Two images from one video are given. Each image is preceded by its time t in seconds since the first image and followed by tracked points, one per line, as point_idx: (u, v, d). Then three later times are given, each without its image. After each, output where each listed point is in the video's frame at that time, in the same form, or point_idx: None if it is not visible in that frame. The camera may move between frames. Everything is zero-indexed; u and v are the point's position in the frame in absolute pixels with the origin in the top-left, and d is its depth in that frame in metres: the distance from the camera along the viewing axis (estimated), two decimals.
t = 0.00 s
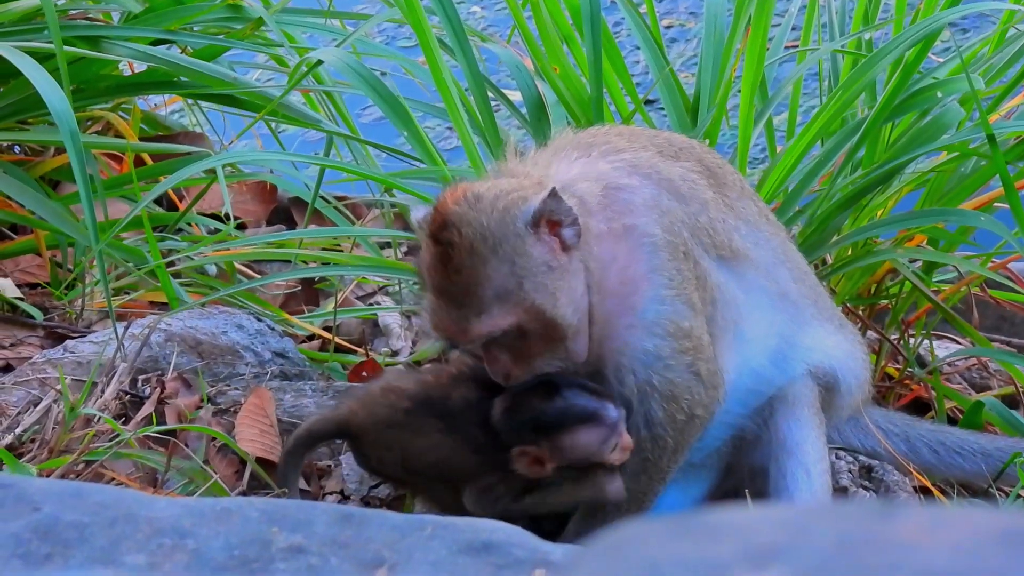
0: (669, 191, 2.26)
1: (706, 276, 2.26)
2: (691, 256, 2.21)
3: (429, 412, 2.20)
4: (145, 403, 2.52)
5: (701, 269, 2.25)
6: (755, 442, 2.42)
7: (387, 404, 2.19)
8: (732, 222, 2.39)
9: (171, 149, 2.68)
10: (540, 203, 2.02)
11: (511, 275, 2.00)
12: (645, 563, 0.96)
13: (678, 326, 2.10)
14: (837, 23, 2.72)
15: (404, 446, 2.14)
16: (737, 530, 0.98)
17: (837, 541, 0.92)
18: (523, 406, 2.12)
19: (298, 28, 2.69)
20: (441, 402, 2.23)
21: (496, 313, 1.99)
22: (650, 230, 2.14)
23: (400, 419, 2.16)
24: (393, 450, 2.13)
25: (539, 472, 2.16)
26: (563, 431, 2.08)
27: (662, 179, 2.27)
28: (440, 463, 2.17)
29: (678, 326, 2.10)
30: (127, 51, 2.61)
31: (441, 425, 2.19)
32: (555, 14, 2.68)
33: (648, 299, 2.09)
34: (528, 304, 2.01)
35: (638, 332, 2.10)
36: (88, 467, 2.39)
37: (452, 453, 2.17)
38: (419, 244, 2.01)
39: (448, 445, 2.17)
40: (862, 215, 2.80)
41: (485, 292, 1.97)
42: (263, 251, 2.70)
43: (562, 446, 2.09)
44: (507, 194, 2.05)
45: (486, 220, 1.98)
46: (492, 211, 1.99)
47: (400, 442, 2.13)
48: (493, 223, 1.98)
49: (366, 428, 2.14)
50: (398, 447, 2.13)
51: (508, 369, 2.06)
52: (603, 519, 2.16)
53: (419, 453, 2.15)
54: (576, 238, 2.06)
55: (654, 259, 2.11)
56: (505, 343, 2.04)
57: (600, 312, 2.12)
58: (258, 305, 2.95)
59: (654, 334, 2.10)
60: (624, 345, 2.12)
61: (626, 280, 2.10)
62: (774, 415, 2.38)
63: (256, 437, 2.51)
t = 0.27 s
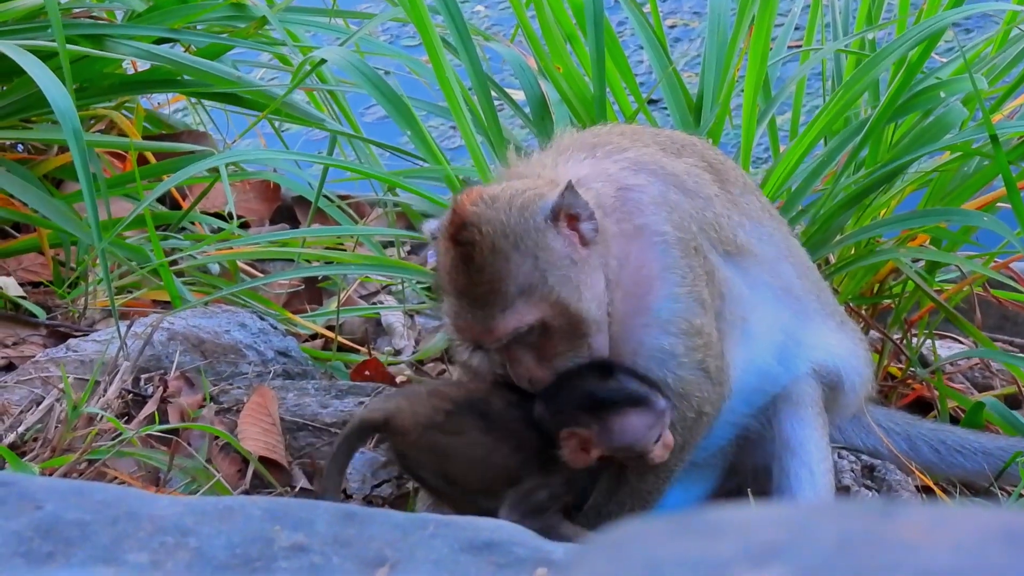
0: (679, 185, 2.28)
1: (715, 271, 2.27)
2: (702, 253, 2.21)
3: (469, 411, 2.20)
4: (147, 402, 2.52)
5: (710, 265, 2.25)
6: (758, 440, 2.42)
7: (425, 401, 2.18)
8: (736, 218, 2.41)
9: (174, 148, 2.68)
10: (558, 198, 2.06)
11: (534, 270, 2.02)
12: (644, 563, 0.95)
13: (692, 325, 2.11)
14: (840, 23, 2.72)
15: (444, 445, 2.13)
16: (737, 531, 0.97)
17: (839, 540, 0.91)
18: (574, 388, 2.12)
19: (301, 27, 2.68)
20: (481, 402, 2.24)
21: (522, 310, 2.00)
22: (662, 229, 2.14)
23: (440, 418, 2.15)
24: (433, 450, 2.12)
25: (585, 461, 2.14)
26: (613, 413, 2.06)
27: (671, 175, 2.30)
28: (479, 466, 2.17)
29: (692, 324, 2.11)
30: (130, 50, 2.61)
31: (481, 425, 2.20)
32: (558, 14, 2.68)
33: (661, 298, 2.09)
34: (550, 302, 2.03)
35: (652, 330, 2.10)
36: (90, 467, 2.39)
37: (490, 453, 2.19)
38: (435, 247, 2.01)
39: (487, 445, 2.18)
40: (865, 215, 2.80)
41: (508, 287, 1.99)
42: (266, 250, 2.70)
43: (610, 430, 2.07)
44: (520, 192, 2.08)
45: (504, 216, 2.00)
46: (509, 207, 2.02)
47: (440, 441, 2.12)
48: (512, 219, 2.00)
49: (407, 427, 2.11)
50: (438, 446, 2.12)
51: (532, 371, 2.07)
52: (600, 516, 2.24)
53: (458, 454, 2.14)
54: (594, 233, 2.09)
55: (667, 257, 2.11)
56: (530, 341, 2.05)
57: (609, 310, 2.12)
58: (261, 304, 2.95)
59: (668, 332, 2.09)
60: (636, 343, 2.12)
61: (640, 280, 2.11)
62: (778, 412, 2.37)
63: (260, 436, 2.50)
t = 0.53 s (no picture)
0: (676, 186, 2.30)
1: (717, 278, 2.31)
2: (705, 261, 2.26)
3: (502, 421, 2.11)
4: (145, 405, 2.52)
5: (713, 271, 2.30)
6: (756, 443, 2.41)
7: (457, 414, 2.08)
8: (741, 224, 2.43)
9: (172, 152, 2.68)
10: (559, 189, 2.08)
11: (530, 260, 2.02)
12: (642, 562, 0.96)
13: (690, 331, 2.15)
14: (839, 26, 2.72)
15: (482, 460, 2.04)
16: (733, 531, 0.98)
17: (837, 540, 0.93)
18: (620, 376, 2.10)
19: (299, 30, 2.68)
20: (514, 414, 2.14)
21: (516, 300, 2.01)
22: (667, 234, 2.19)
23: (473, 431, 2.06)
24: (468, 468, 2.03)
25: (625, 450, 2.06)
26: (659, 402, 2.04)
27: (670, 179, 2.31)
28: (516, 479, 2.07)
29: (690, 330, 2.15)
30: (128, 53, 2.61)
31: (518, 436, 2.11)
32: (557, 17, 2.69)
33: (666, 301, 2.14)
34: (546, 296, 2.04)
35: (654, 332, 2.14)
36: (88, 469, 2.39)
37: (528, 463, 2.08)
38: (435, 236, 2.02)
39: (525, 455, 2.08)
40: (863, 218, 2.80)
41: (502, 278, 1.99)
42: (264, 253, 2.70)
43: (655, 418, 2.03)
44: (525, 184, 2.09)
45: (506, 206, 2.00)
46: (512, 197, 2.02)
47: (476, 455, 2.03)
48: (512, 209, 2.01)
49: (437, 446, 2.02)
50: (474, 463, 2.04)
51: (527, 364, 2.07)
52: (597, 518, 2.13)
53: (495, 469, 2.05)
54: (593, 229, 2.11)
55: (672, 258, 2.17)
56: (525, 333, 2.06)
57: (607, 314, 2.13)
58: (259, 307, 2.95)
59: (668, 336, 2.14)
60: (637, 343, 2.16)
61: (646, 279, 2.15)
62: (776, 415, 2.37)
63: (257, 439, 2.50)
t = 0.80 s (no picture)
0: (675, 210, 2.22)
1: (712, 309, 2.29)
2: (698, 293, 2.22)
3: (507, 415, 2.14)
4: (145, 414, 2.52)
5: (707, 300, 2.27)
6: (753, 448, 2.41)
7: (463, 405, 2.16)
8: (748, 243, 2.39)
9: (171, 161, 2.69)
10: (520, 188, 2.01)
11: (471, 252, 1.99)
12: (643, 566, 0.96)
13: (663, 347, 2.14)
14: (836, 32, 2.72)
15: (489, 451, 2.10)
16: (734, 536, 0.99)
17: (836, 544, 0.93)
18: (627, 366, 2.11)
19: (298, 39, 2.69)
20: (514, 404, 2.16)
21: (448, 289, 1.98)
22: (661, 265, 2.13)
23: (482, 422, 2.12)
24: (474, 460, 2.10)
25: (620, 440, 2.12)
26: (658, 398, 2.10)
27: (672, 200, 2.23)
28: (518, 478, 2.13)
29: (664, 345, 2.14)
30: (126, 63, 2.61)
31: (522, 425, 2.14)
32: (555, 25, 2.69)
33: (644, 320, 2.12)
34: (483, 291, 2.00)
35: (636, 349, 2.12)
36: (88, 479, 2.39)
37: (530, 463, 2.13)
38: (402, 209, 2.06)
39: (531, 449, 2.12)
40: (862, 224, 2.79)
41: (439, 264, 1.98)
42: (264, 261, 2.70)
43: (652, 411, 2.10)
44: (495, 176, 2.05)
45: (461, 195, 1.98)
46: (472, 188, 2.00)
47: (484, 447, 2.10)
48: (468, 198, 1.99)
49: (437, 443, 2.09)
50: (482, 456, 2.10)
51: (462, 352, 2.05)
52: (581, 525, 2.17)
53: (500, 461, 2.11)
54: (547, 234, 2.05)
55: (659, 287, 2.11)
56: (462, 320, 2.04)
57: (604, 322, 2.13)
58: (258, 316, 2.95)
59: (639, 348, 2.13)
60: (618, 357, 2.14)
61: (627, 298, 2.11)
62: (774, 420, 2.37)
63: (258, 449, 2.49)
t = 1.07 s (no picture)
0: (663, 221, 2.24)
1: (701, 316, 2.30)
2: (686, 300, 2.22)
3: (515, 401, 2.20)
4: (142, 421, 2.52)
5: (696, 308, 2.28)
6: (749, 452, 2.42)
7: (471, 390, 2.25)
8: (742, 252, 2.40)
9: (167, 168, 2.69)
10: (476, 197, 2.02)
11: (423, 251, 2.05)
12: (640, 569, 0.96)
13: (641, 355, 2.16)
14: (832, 37, 2.72)
15: (489, 439, 2.19)
16: (730, 543, 0.99)
17: (834, 549, 0.94)
18: (625, 354, 2.10)
19: (293, 46, 2.69)
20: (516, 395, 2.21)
21: (398, 284, 2.07)
22: (641, 272, 2.14)
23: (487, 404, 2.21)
24: (474, 444, 2.20)
25: (614, 429, 2.09)
26: (653, 386, 2.05)
27: (661, 211, 2.25)
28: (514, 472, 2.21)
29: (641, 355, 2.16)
30: (122, 70, 2.61)
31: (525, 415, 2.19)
32: (550, 31, 2.69)
33: (625, 325, 2.12)
34: (432, 290, 2.07)
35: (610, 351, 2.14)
36: (86, 486, 2.39)
37: (527, 456, 2.19)
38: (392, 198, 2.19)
39: (530, 440, 2.18)
40: (859, 229, 2.79)
41: (394, 259, 2.07)
42: (261, 267, 2.70)
43: (646, 400, 2.05)
44: (462, 178, 2.09)
45: (420, 197, 2.05)
46: (433, 190, 2.05)
47: (485, 435, 2.19)
48: (428, 198, 2.05)
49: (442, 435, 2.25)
50: (482, 442, 2.19)
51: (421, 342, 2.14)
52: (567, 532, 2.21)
53: (498, 449, 2.19)
54: (503, 241, 2.07)
55: (638, 292, 2.13)
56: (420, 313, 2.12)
57: (596, 329, 2.14)
58: (255, 323, 2.95)
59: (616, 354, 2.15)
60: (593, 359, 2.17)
61: (606, 304, 2.12)
62: (770, 425, 2.37)
63: (255, 455, 2.51)
